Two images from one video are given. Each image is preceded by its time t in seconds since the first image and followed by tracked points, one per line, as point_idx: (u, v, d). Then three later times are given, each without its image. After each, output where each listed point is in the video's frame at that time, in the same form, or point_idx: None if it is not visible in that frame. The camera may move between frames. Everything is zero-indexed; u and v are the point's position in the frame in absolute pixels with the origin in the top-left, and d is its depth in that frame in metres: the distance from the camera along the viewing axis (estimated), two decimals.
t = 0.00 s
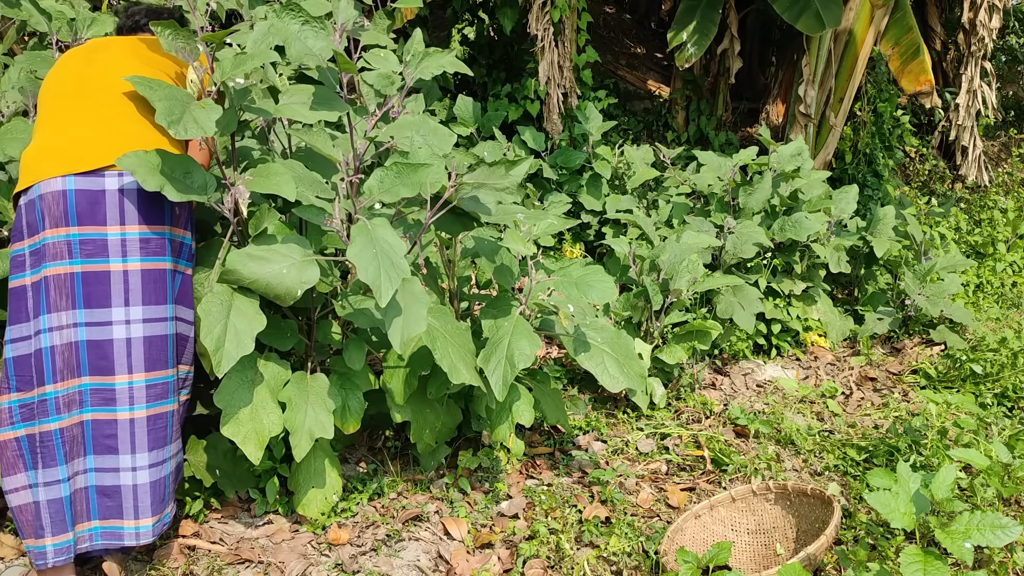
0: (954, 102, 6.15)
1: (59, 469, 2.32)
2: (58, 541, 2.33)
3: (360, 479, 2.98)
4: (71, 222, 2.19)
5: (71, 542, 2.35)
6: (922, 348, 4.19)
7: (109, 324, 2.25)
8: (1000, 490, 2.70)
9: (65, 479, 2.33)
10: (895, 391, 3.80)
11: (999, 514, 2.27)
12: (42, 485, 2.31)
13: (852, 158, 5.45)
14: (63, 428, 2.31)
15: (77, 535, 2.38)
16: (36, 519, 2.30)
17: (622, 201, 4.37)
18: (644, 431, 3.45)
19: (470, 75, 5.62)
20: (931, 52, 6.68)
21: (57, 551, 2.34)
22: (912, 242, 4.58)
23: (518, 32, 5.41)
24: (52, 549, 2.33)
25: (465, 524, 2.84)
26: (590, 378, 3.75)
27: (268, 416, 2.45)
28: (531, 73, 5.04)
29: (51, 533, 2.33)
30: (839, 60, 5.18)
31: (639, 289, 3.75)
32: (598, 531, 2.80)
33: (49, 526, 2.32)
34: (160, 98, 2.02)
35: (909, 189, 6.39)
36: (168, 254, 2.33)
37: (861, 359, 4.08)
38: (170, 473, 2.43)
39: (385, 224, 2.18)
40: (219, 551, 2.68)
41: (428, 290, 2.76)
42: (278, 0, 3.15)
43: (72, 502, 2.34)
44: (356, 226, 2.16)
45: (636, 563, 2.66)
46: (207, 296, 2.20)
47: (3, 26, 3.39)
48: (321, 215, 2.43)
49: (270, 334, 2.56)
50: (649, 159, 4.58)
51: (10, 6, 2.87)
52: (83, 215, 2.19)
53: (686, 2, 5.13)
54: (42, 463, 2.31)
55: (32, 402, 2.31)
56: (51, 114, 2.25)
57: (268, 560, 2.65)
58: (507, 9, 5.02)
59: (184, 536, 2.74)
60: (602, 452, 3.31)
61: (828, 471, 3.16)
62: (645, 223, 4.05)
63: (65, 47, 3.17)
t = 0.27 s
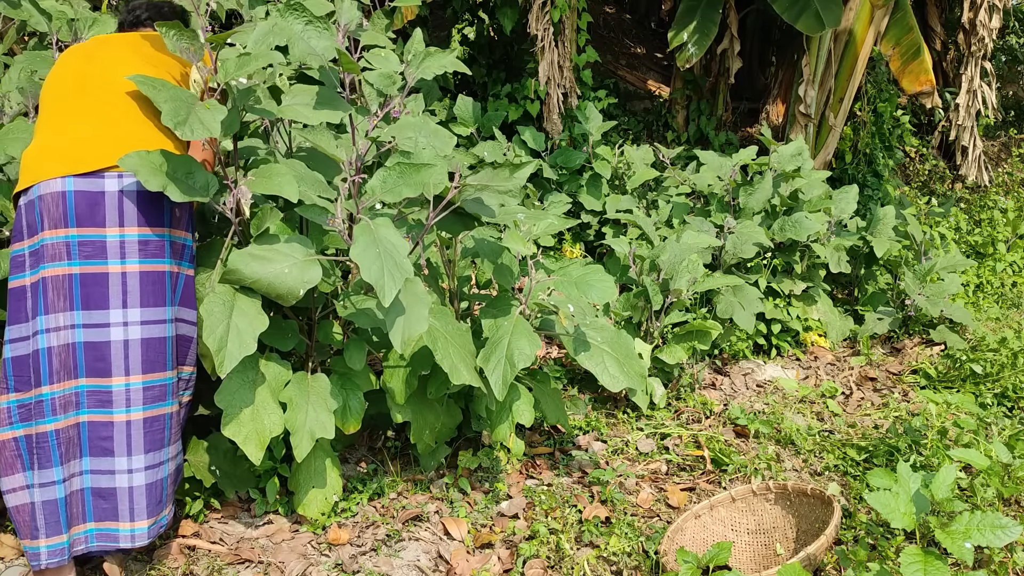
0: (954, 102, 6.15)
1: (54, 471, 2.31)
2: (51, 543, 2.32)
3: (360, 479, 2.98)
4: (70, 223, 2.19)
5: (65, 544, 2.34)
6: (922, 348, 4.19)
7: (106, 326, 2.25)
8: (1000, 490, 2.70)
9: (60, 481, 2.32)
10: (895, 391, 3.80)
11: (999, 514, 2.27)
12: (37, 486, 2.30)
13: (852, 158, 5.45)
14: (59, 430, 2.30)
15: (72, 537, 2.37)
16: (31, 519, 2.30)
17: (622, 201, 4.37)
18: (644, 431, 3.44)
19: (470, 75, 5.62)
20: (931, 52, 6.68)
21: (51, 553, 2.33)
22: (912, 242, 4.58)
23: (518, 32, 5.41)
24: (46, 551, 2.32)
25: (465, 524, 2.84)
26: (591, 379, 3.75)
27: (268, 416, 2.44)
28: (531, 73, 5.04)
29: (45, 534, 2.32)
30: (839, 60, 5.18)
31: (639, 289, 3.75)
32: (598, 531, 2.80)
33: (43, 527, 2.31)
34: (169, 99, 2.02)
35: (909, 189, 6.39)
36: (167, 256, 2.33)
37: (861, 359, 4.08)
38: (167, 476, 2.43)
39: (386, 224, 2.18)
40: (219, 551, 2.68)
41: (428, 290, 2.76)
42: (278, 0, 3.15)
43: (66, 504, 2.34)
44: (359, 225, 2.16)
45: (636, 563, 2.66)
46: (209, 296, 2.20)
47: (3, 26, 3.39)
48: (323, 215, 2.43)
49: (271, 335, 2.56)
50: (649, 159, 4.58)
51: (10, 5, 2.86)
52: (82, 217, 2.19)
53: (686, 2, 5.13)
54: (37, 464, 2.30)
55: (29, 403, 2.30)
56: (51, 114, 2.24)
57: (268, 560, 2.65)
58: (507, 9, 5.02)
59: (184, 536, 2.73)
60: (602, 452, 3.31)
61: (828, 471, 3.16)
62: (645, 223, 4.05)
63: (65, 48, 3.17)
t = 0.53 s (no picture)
0: (954, 102, 6.15)
1: (57, 472, 2.27)
2: (53, 543, 2.30)
3: (360, 479, 2.98)
4: (81, 225, 2.19)
5: (66, 544, 2.32)
6: (922, 348, 4.19)
7: (117, 328, 2.26)
8: (1000, 490, 2.70)
9: (63, 482, 2.28)
10: (895, 391, 3.80)
11: (999, 514, 2.27)
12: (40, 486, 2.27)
13: (852, 158, 5.45)
14: (64, 431, 2.26)
15: (76, 537, 2.37)
16: (33, 520, 2.27)
17: (622, 201, 4.38)
18: (644, 431, 3.44)
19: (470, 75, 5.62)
20: (931, 52, 6.68)
21: (52, 553, 2.31)
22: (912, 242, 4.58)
23: (518, 32, 5.41)
24: (46, 551, 2.30)
25: (465, 524, 2.84)
26: (590, 379, 3.75)
27: (269, 416, 2.45)
28: (532, 73, 5.04)
29: (47, 534, 2.29)
30: (839, 60, 5.18)
31: (639, 289, 3.75)
32: (598, 531, 2.80)
33: (45, 528, 2.28)
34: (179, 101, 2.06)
35: (908, 189, 6.39)
36: (176, 259, 2.34)
37: (861, 359, 4.08)
38: (173, 477, 2.46)
39: (386, 225, 2.18)
40: (219, 551, 2.68)
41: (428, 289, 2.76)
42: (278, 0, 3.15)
43: (69, 505, 2.31)
44: (358, 225, 2.16)
45: (636, 563, 2.67)
46: (209, 296, 2.21)
47: (4, 26, 3.40)
48: (322, 215, 2.43)
49: (271, 335, 2.56)
50: (649, 159, 4.58)
51: (10, 5, 2.86)
52: (94, 219, 2.19)
53: (686, 2, 5.13)
54: (40, 465, 2.26)
55: (33, 403, 2.26)
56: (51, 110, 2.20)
57: (268, 560, 2.65)
58: (507, 9, 5.02)
59: (184, 536, 2.74)
60: (602, 452, 3.31)
61: (828, 470, 3.16)
62: (646, 223, 4.05)
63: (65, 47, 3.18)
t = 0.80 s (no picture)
0: (954, 102, 6.15)
1: (89, 472, 2.32)
2: (86, 540, 2.37)
3: (360, 479, 2.98)
4: (107, 229, 2.20)
5: (100, 540, 2.39)
6: (922, 348, 4.19)
7: (145, 330, 2.29)
8: (1000, 490, 2.70)
9: (94, 481, 2.33)
10: (895, 391, 3.80)
11: (999, 514, 2.27)
12: (71, 485, 2.31)
13: (852, 158, 5.45)
14: (94, 432, 2.30)
15: (109, 533, 2.43)
16: (66, 519, 2.33)
17: (622, 201, 4.38)
18: (644, 431, 3.44)
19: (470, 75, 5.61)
20: (931, 52, 6.68)
21: (85, 549, 2.37)
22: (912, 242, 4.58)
23: (518, 32, 5.41)
24: (81, 548, 2.36)
25: (465, 524, 2.84)
26: (590, 379, 3.75)
27: (270, 415, 2.45)
28: (532, 73, 5.04)
29: (80, 531, 2.35)
30: (839, 60, 5.18)
31: (639, 289, 3.75)
32: (598, 531, 2.80)
33: (78, 525, 2.34)
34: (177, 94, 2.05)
35: (909, 189, 6.39)
36: (197, 260, 2.37)
37: (861, 359, 4.08)
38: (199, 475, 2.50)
39: (386, 223, 2.18)
40: (219, 551, 2.69)
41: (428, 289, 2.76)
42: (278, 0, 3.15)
43: (101, 503, 2.37)
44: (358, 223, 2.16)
45: (636, 563, 2.67)
46: (209, 294, 2.20)
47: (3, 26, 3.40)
48: (322, 214, 2.43)
49: (272, 334, 2.56)
50: (649, 159, 4.58)
51: (9, 5, 2.86)
52: (120, 222, 2.20)
53: (686, 2, 5.13)
54: (71, 466, 2.30)
55: (56, 405, 2.26)
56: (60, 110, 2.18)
57: (267, 560, 2.66)
58: (507, 9, 5.02)
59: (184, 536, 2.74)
60: (602, 452, 3.31)
61: (828, 471, 3.16)
62: (646, 223, 4.05)
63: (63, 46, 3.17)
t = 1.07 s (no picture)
0: (954, 102, 6.15)
1: (122, 475, 2.33)
2: (121, 540, 2.39)
3: (360, 479, 2.98)
4: (133, 234, 2.21)
5: (135, 541, 2.42)
6: (922, 348, 4.19)
7: (174, 334, 2.31)
8: (1000, 490, 2.70)
9: (128, 484, 2.35)
10: (895, 392, 3.80)
11: (999, 514, 2.27)
12: (104, 489, 2.33)
13: (852, 158, 5.45)
14: (127, 436, 2.32)
15: (146, 535, 2.45)
16: (99, 520, 2.34)
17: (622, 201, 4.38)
18: (644, 431, 3.44)
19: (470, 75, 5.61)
20: (931, 52, 6.67)
21: (120, 549, 2.40)
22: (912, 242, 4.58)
23: (518, 32, 5.41)
24: (116, 548, 2.39)
25: (465, 524, 2.85)
26: (590, 379, 3.74)
27: (271, 418, 2.46)
28: (532, 73, 5.04)
29: (114, 533, 2.37)
30: (839, 60, 5.18)
31: (639, 289, 3.74)
32: (598, 531, 2.80)
33: (112, 526, 2.36)
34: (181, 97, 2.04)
35: (909, 189, 6.38)
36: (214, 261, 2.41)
37: (861, 359, 4.08)
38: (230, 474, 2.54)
39: (389, 222, 2.18)
40: (219, 551, 2.69)
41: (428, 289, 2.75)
42: None
43: (136, 505, 2.39)
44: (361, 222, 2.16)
45: (636, 563, 2.67)
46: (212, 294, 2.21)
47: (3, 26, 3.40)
48: (325, 213, 2.44)
49: (273, 335, 2.56)
50: (649, 159, 4.58)
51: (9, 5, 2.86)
52: (145, 227, 2.22)
53: (686, 2, 5.13)
54: (103, 469, 2.32)
55: (86, 411, 2.26)
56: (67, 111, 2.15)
57: (268, 560, 2.66)
58: (507, 9, 5.02)
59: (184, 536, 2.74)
60: (602, 452, 3.31)
61: (828, 471, 3.16)
62: (646, 223, 4.05)
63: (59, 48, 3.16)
